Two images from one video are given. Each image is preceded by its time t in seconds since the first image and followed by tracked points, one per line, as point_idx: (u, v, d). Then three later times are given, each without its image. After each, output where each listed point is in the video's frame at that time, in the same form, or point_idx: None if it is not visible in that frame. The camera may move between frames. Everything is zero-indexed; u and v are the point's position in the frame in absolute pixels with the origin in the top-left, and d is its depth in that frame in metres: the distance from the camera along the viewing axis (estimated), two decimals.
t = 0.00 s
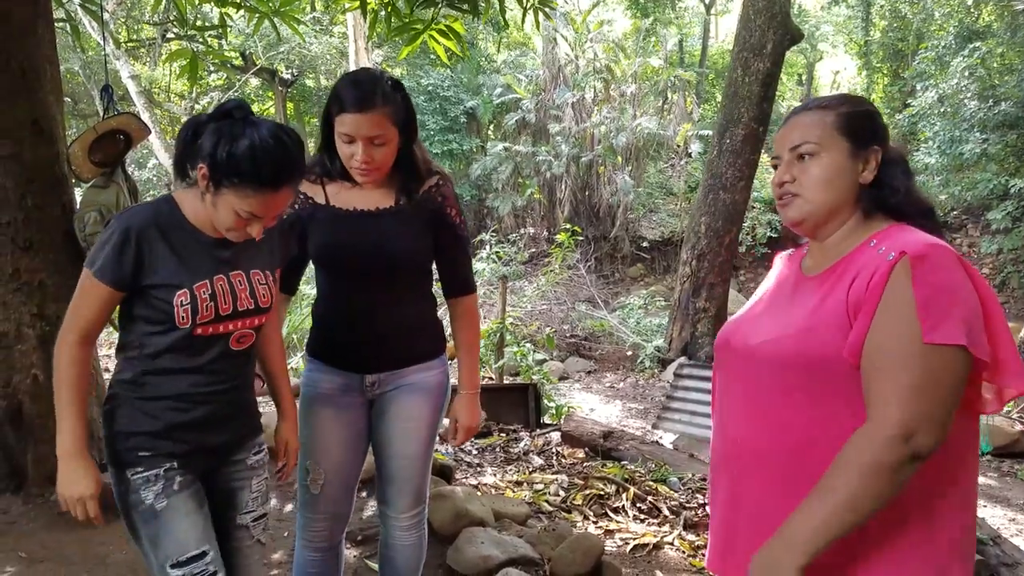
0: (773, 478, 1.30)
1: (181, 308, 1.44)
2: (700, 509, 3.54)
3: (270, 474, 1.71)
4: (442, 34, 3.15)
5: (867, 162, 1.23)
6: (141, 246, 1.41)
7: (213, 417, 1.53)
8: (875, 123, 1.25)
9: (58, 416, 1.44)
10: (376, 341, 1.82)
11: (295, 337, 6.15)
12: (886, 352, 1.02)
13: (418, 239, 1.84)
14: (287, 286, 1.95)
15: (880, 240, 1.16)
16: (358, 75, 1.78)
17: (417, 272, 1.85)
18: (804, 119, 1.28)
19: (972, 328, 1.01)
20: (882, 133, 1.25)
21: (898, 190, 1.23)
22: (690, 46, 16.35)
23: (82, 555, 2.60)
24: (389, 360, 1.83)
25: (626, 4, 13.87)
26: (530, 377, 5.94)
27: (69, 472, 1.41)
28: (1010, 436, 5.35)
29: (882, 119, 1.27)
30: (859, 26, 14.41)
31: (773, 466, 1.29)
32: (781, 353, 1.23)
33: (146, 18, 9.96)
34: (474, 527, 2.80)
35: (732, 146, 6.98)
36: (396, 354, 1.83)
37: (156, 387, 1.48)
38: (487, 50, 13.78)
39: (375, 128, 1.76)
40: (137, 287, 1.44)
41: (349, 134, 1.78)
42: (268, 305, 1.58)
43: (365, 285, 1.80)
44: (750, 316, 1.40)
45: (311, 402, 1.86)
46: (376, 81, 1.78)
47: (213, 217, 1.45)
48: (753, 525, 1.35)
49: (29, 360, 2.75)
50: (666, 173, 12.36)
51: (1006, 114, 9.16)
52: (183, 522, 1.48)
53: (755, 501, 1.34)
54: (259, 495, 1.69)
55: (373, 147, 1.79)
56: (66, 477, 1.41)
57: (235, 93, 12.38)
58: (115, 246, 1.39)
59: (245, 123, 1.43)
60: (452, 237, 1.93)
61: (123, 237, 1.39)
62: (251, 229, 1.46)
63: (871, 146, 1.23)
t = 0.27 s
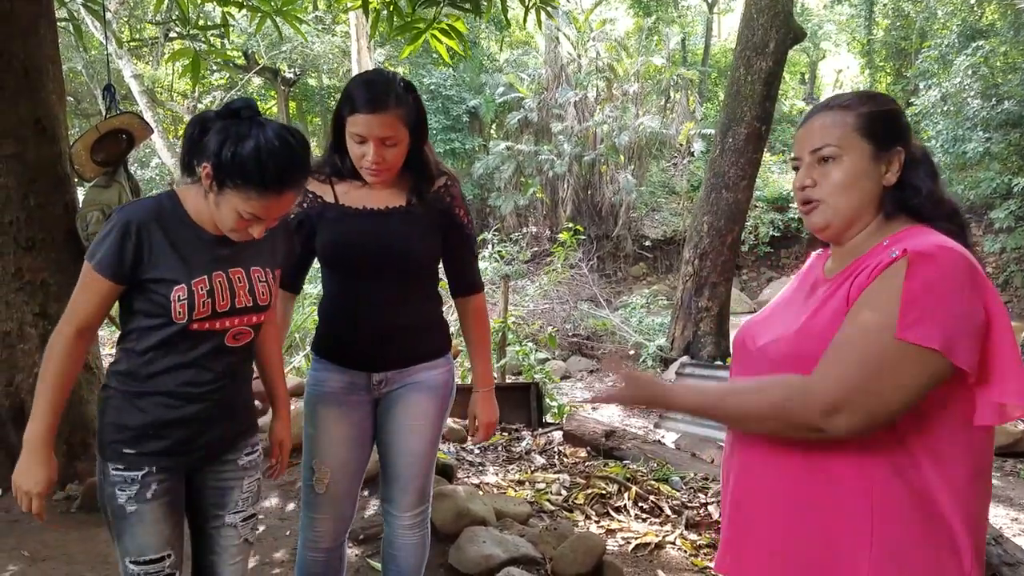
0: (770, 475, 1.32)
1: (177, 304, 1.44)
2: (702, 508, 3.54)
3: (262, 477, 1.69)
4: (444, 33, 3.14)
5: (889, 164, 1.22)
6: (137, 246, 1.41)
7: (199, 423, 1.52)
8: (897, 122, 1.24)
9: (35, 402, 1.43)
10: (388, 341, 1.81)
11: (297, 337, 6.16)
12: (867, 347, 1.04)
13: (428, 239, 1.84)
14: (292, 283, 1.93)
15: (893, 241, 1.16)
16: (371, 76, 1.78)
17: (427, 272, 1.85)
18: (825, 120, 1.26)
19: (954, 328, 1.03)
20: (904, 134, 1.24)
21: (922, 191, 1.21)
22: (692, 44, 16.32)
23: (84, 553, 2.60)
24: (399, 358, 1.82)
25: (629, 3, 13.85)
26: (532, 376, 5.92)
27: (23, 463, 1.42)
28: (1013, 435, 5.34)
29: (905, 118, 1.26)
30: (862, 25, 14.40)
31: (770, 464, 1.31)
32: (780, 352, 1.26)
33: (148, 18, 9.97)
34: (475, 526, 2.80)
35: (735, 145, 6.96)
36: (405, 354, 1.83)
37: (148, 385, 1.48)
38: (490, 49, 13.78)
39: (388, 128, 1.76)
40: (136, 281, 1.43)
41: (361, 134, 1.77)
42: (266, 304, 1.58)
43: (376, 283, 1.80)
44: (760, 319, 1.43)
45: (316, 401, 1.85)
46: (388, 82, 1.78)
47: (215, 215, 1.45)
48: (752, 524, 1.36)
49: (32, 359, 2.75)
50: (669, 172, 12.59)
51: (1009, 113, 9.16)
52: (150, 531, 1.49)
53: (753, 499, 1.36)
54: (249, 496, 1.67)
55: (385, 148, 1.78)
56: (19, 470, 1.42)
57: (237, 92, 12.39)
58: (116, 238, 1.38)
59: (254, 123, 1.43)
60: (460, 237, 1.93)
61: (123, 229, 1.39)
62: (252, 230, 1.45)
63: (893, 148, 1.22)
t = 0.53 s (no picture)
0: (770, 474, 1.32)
1: (160, 302, 1.43)
2: (703, 507, 3.54)
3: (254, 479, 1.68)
4: (445, 32, 3.13)
5: (902, 167, 1.22)
6: (122, 245, 1.41)
7: (183, 423, 1.51)
8: (915, 123, 1.22)
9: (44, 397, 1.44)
10: (393, 342, 1.81)
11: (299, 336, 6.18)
12: (878, 355, 1.03)
13: (432, 237, 1.84)
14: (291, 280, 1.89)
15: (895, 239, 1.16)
16: (377, 74, 1.78)
17: (431, 271, 1.86)
18: (843, 114, 1.25)
19: (956, 326, 1.02)
20: (921, 138, 1.23)
21: (931, 195, 1.21)
22: (694, 43, 16.31)
23: (86, 551, 2.60)
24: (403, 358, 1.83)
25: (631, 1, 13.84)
26: (534, 375, 5.92)
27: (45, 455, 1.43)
28: (1015, 434, 5.34)
29: (925, 119, 1.24)
30: (865, 24, 14.39)
31: (770, 463, 1.31)
32: (782, 350, 1.26)
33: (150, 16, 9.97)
34: (476, 524, 2.79)
35: (737, 144, 6.95)
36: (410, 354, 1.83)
37: (135, 383, 1.48)
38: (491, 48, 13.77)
39: (394, 127, 1.76)
40: (122, 276, 1.44)
41: (366, 132, 1.76)
42: (255, 305, 1.56)
43: (380, 282, 1.80)
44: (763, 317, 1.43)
45: (318, 402, 1.84)
46: (393, 81, 1.78)
47: (205, 212, 1.45)
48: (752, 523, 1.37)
49: (34, 358, 2.76)
50: (670, 171, 12.44)
51: (1011, 112, 9.17)
52: (144, 530, 1.51)
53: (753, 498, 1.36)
54: (239, 498, 1.65)
55: (390, 146, 1.78)
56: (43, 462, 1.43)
57: (239, 91, 12.40)
58: (103, 234, 1.40)
59: (244, 121, 1.42)
60: (463, 236, 1.94)
61: (110, 226, 1.40)
62: (242, 228, 1.45)
63: (907, 151, 1.21)
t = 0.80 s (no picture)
0: (778, 478, 1.32)
1: (149, 303, 1.44)
2: (704, 505, 3.54)
3: (253, 480, 1.68)
4: (446, 31, 3.13)
5: (891, 164, 1.21)
6: (110, 247, 1.41)
7: (182, 422, 1.51)
8: (911, 122, 1.21)
9: (43, 408, 1.44)
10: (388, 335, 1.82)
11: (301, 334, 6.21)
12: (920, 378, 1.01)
13: (431, 236, 1.84)
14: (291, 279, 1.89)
15: (886, 240, 1.16)
16: (375, 70, 1.77)
17: (427, 270, 1.85)
18: (838, 112, 1.27)
19: (971, 328, 0.99)
20: (918, 138, 1.21)
21: (919, 193, 1.19)
22: (696, 42, 16.31)
23: (87, 549, 2.61)
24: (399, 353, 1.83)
25: None
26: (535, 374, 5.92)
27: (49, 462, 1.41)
28: (1017, 433, 5.32)
29: (927, 117, 1.23)
30: (867, 23, 14.37)
31: (777, 467, 1.32)
32: (785, 354, 1.26)
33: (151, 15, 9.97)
34: (477, 522, 2.79)
35: (738, 143, 6.95)
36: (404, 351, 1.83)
37: (130, 386, 1.49)
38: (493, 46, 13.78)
39: (390, 124, 1.75)
40: (110, 280, 1.44)
41: (364, 129, 1.75)
42: (246, 304, 1.56)
43: (376, 279, 1.80)
44: (764, 317, 1.42)
45: (313, 399, 1.84)
46: (392, 77, 1.77)
47: (190, 207, 1.44)
48: (762, 525, 1.37)
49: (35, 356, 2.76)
50: (672, 169, 12.53)
51: (1013, 111, 9.16)
52: (156, 523, 1.48)
53: (763, 501, 1.37)
54: (239, 500, 1.66)
55: (388, 142, 1.77)
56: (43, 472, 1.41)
57: (240, 90, 12.40)
58: (90, 238, 1.39)
59: (228, 115, 1.42)
60: (461, 233, 1.93)
61: (95, 230, 1.40)
62: (227, 224, 1.45)
63: (898, 149, 1.20)
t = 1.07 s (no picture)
0: (783, 476, 1.32)
1: (139, 304, 1.44)
2: (707, 503, 3.55)
3: (249, 479, 1.70)
4: (449, 28, 3.13)
5: (891, 162, 1.21)
6: (98, 247, 1.42)
7: (179, 419, 1.52)
8: (910, 119, 1.21)
9: (25, 407, 1.44)
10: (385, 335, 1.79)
11: (303, 332, 6.23)
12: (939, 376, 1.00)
13: (428, 232, 1.84)
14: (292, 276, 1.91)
15: (902, 238, 1.16)
16: (370, 66, 1.78)
17: (427, 268, 1.85)
18: (836, 109, 1.27)
19: (992, 331, 1.00)
20: (916, 134, 1.21)
21: (922, 194, 1.20)
22: (699, 40, 16.29)
23: (90, 545, 2.62)
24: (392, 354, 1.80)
25: None
26: (537, 372, 5.92)
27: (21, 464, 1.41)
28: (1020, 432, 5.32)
29: (927, 112, 1.22)
30: (871, 20, 14.34)
31: (784, 464, 1.32)
32: (796, 350, 1.26)
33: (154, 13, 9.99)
34: (480, 520, 2.79)
35: (741, 141, 6.94)
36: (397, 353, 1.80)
37: (121, 385, 1.49)
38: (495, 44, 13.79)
39: (384, 119, 1.75)
40: (99, 280, 1.44)
41: (359, 124, 1.76)
42: (236, 302, 1.58)
43: (373, 276, 1.81)
44: (770, 313, 1.42)
45: (310, 398, 1.82)
46: (388, 72, 1.78)
47: (179, 206, 1.44)
48: (764, 523, 1.38)
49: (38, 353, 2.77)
50: (675, 168, 12.55)
51: (1017, 109, 9.13)
52: (161, 505, 1.46)
53: (766, 499, 1.37)
54: (236, 498, 1.67)
55: (382, 137, 1.78)
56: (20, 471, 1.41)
57: (243, 87, 12.42)
58: (78, 237, 1.40)
59: (220, 116, 1.42)
60: (461, 229, 1.93)
61: (83, 229, 1.40)
62: (218, 224, 1.45)
63: (898, 147, 1.20)
